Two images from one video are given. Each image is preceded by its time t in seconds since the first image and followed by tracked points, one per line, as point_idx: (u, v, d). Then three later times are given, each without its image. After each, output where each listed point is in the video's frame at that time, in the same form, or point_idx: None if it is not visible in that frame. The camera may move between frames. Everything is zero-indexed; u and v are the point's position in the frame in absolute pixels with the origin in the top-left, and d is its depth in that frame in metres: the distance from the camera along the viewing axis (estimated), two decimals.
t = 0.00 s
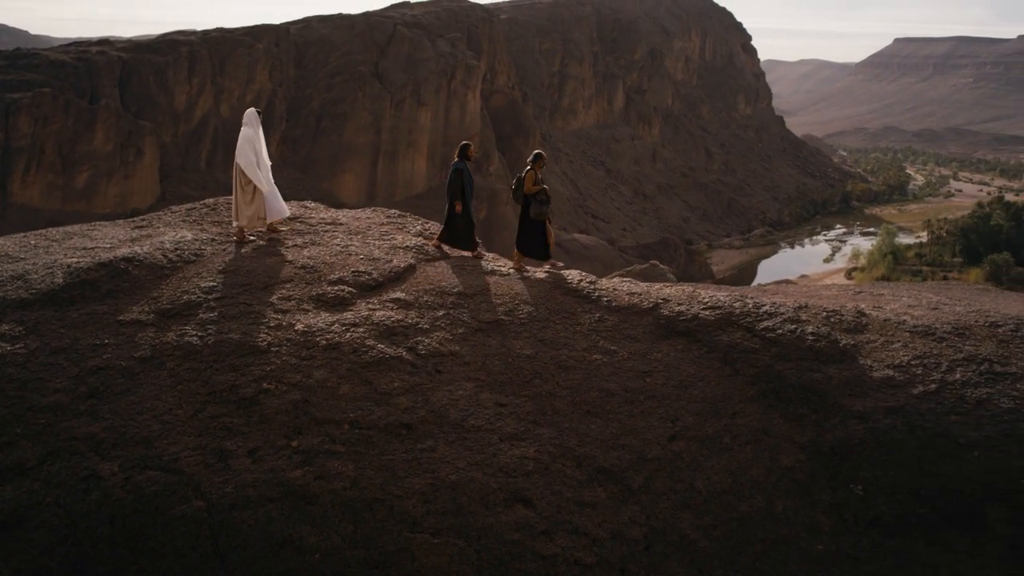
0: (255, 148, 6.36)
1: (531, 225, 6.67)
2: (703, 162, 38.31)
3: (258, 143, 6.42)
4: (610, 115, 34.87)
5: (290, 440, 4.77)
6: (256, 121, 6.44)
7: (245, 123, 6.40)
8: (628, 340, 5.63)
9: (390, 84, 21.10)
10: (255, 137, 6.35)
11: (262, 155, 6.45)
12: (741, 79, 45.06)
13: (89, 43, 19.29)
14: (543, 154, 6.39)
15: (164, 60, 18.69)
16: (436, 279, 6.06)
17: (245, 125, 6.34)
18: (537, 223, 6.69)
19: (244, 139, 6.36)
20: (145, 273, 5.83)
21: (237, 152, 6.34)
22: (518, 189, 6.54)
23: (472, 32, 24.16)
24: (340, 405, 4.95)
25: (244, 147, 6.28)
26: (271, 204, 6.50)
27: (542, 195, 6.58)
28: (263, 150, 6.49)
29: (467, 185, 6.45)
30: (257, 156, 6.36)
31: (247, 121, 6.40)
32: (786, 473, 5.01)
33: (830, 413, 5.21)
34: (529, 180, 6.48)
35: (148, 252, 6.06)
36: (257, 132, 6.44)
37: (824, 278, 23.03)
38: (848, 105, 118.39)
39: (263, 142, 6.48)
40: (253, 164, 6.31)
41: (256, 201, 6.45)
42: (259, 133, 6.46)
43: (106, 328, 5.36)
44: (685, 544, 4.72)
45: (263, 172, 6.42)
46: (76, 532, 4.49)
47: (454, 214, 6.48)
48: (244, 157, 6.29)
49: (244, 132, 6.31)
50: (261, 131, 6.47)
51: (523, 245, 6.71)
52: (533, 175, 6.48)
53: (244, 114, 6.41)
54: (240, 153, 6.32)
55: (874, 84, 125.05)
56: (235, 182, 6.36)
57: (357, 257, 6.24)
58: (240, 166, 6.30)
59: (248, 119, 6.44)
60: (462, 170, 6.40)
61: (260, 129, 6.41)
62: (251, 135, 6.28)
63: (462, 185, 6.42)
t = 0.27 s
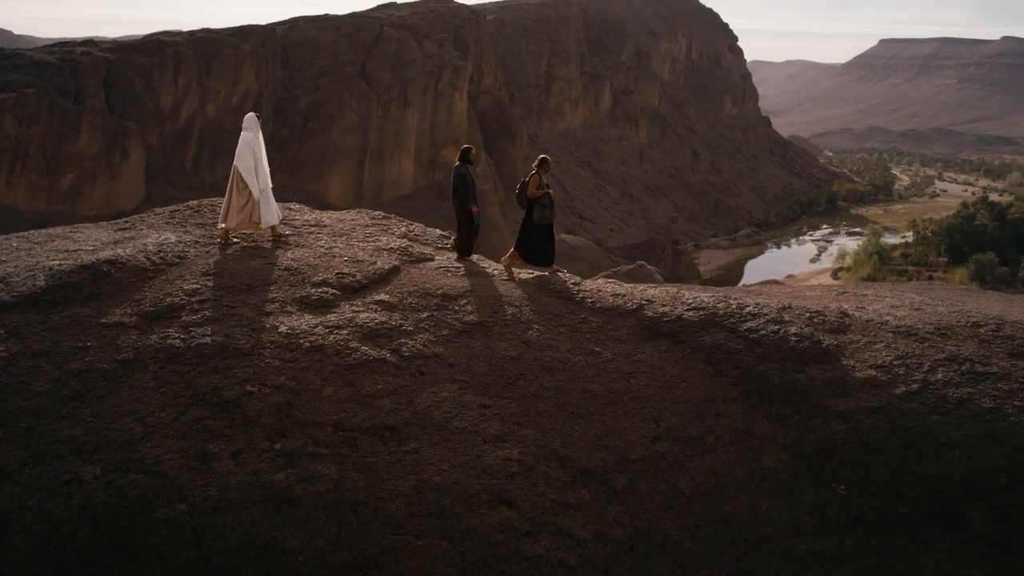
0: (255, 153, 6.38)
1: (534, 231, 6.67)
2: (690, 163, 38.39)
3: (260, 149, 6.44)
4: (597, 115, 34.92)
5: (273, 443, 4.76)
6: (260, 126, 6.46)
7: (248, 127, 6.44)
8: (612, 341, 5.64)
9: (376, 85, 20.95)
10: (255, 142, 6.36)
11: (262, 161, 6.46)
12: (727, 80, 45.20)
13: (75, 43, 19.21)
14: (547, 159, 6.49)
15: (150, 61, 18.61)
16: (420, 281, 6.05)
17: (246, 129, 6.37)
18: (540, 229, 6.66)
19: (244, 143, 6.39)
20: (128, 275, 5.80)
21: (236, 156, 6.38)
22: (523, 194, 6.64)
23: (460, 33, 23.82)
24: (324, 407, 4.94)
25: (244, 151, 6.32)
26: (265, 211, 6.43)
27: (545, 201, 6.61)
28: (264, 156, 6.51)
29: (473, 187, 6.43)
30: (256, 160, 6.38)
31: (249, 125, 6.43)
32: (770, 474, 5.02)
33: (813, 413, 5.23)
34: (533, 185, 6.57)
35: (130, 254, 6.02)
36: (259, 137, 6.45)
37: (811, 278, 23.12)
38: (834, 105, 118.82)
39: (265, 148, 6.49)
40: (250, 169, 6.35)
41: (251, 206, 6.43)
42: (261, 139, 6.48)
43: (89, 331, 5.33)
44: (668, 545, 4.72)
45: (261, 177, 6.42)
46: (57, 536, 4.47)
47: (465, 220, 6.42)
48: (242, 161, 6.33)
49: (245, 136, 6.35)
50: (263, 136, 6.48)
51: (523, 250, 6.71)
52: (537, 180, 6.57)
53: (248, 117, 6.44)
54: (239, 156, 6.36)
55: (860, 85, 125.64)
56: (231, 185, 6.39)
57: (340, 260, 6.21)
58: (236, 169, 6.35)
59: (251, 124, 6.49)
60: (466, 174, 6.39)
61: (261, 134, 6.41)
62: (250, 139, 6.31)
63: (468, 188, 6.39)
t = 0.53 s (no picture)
0: (259, 153, 6.38)
1: (539, 230, 6.73)
2: (680, 163, 38.42)
3: (263, 148, 6.45)
4: (586, 116, 34.91)
5: (260, 445, 4.74)
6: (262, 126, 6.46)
7: (250, 127, 6.43)
8: (599, 342, 5.65)
9: (365, 87, 20.49)
10: (259, 142, 6.38)
11: (266, 161, 6.47)
12: (717, 81, 45.25)
13: (62, 44, 19.08)
14: (548, 158, 6.55)
15: (138, 63, 18.48)
16: (408, 283, 6.04)
17: (250, 130, 6.37)
18: (548, 228, 6.75)
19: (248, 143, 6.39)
20: (114, 278, 5.78)
21: (240, 156, 6.37)
22: (526, 194, 6.70)
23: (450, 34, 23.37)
24: (310, 410, 4.92)
25: (248, 152, 6.33)
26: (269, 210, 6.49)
27: (551, 200, 6.64)
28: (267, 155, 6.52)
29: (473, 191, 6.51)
30: (260, 161, 6.38)
31: (251, 125, 6.44)
32: (756, 474, 5.04)
33: (799, 414, 5.25)
34: (537, 184, 6.63)
35: (117, 256, 5.99)
36: (262, 137, 6.44)
37: (800, 278, 23.21)
38: (823, 105, 119.09)
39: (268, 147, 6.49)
40: (254, 169, 6.35)
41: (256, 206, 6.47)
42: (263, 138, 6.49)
43: (75, 334, 5.30)
44: (656, 546, 4.74)
45: (264, 178, 6.43)
46: (44, 539, 4.48)
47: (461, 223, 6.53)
48: (246, 162, 6.33)
49: (248, 136, 6.35)
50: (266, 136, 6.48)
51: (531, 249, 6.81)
52: (541, 179, 6.63)
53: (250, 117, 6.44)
54: (243, 156, 6.35)
55: (848, 86, 125.97)
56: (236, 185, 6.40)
57: (328, 261, 6.20)
58: (240, 170, 6.34)
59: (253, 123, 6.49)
60: (464, 178, 6.49)
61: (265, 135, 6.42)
62: (254, 139, 6.32)
63: (466, 192, 6.48)
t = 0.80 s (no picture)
0: (256, 153, 6.45)
1: (542, 232, 6.78)
2: (670, 165, 38.43)
3: (261, 150, 6.52)
4: (576, 118, 34.90)
5: (246, 448, 4.72)
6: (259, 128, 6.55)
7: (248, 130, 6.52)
8: (587, 345, 5.65)
9: (354, 89, 20.34)
10: (256, 142, 6.45)
11: (264, 162, 6.53)
12: (706, 83, 45.32)
13: (50, 46, 18.91)
14: (549, 163, 6.51)
15: (127, 64, 18.30)
16: (395, 286, 6.03)
17: (247, 131, 6.47)
18: (552, 230, 6.79)
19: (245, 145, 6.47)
20: (101, 281, 5.75)
21: (238, 158, 6.43)
22: (530, 198, 6.68)
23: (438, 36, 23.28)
24: (297, 412, 4.90)
25: (244, 153, 6.39)
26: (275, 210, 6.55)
27: (554, 205, 6.61)
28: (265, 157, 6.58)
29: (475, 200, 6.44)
30: (256, 160, 6.44)
31: (249, 127, 6.52)
32: (744, 476, 5.05)
33: (786, 416, 5.26)
34: (540, 189, 6.61)
35: (103, 259, 5.97)
36: (259, 138, 6.53)
37: (789, 279, 23.28)
38: (812, 107, 119.41)
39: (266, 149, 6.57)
40: (252, 168, 6.40)
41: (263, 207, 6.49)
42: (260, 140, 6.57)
43: (60, 337, 5.28)
44: (643, 547, 4.75)
45: (263, 177, 6.47)
46: (29, 543, 4.46)
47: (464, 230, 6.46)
48: (244, 163, 6.39)
49: (245, 138, 6.43)
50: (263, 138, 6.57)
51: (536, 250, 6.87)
52: (544, 183, 6.61)
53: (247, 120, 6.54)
54: (241, 158, 6.41)
55: (837, 88, 126.37)
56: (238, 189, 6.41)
57: (315, 264, 6.19)
58: (238, 170, 6.39)
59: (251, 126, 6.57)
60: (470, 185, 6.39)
61: (261, 135, 6.51)
62: (251, 139, 6.40)
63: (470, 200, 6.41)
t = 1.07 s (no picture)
0: (256, 159, 6.41)
1: (549, 244, 6.77)
2: (660, 168, 38.43)
3: (262, 155, 6.47)
4: (566, 121, 34.83)
5: (232, 453, 4.71)
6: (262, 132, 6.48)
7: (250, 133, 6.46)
8: (574, 348, 5.66)
9: (345, 92, 20.03)
10: (257, 148, 6.39)
11: (264, 168, 6.49)
12: (695, 85, 45.35)
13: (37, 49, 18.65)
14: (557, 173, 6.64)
15: (117, 67, 18.05)
16: (383, 289, 6.03)
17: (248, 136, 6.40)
18: (557, 244, 6.78)
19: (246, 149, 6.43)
20: (87, 285, 5.73)
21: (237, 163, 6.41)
22: (540, 210, 6.76)
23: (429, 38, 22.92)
24: (284, 416, 4.90)
25: (244, 157, 6.36)
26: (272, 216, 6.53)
27: (564, 215, 6.70)
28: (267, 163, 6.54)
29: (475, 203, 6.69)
30: (256, 166, 6.41)
31: (251, 131, 6.45)
32: (730, 478, 5.06)
33: (773, 418, 5.27)
34: (549, 200, 6.71)
35: (89, 263, 5.95)
36: (261, 143, 6.47)
37: (779, 281, 23.38)
38: (800, 109, 119.66)
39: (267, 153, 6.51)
40: (250, 174, 6.38)
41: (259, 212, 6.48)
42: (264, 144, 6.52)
43: (46, 342, 5.26)
44: (630, 550, 4.76)
45: (262, 184, 6.45)
46: (12, 550, 4.41)
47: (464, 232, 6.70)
48: (242, 168, 6.37)
49: (246, 142, 6.38)
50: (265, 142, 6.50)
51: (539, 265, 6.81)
52: (553, 195, 6.72)
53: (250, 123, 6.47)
54: (240, 163, 6.39)
55: (825, 91, 126.75)
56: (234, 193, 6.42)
57: (302, 268, 6.19)
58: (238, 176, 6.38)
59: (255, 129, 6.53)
60: (471, 188, 6.67)
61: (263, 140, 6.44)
62: (251, 145, 6.35)
63: (471, 203, 6.68)
